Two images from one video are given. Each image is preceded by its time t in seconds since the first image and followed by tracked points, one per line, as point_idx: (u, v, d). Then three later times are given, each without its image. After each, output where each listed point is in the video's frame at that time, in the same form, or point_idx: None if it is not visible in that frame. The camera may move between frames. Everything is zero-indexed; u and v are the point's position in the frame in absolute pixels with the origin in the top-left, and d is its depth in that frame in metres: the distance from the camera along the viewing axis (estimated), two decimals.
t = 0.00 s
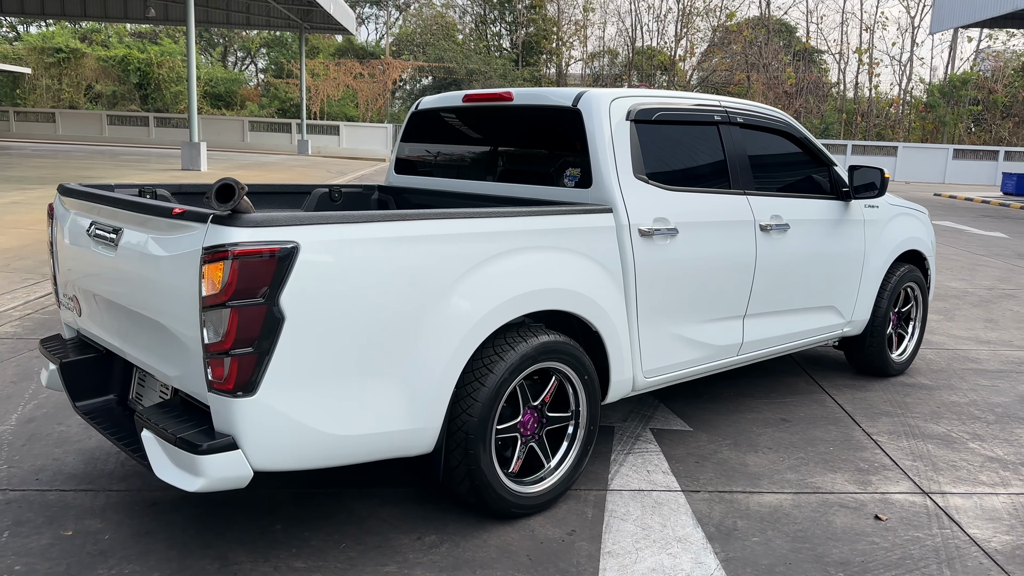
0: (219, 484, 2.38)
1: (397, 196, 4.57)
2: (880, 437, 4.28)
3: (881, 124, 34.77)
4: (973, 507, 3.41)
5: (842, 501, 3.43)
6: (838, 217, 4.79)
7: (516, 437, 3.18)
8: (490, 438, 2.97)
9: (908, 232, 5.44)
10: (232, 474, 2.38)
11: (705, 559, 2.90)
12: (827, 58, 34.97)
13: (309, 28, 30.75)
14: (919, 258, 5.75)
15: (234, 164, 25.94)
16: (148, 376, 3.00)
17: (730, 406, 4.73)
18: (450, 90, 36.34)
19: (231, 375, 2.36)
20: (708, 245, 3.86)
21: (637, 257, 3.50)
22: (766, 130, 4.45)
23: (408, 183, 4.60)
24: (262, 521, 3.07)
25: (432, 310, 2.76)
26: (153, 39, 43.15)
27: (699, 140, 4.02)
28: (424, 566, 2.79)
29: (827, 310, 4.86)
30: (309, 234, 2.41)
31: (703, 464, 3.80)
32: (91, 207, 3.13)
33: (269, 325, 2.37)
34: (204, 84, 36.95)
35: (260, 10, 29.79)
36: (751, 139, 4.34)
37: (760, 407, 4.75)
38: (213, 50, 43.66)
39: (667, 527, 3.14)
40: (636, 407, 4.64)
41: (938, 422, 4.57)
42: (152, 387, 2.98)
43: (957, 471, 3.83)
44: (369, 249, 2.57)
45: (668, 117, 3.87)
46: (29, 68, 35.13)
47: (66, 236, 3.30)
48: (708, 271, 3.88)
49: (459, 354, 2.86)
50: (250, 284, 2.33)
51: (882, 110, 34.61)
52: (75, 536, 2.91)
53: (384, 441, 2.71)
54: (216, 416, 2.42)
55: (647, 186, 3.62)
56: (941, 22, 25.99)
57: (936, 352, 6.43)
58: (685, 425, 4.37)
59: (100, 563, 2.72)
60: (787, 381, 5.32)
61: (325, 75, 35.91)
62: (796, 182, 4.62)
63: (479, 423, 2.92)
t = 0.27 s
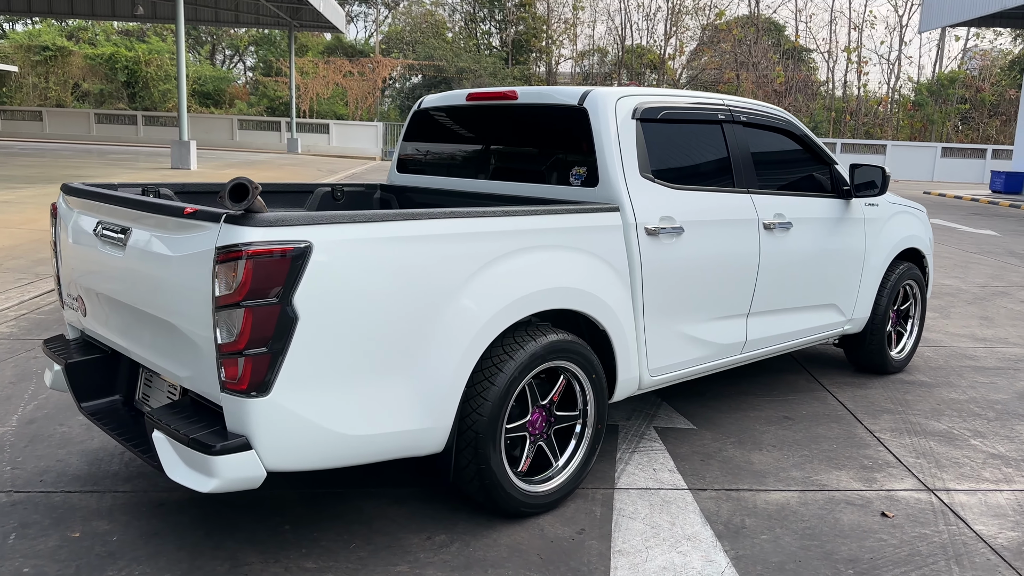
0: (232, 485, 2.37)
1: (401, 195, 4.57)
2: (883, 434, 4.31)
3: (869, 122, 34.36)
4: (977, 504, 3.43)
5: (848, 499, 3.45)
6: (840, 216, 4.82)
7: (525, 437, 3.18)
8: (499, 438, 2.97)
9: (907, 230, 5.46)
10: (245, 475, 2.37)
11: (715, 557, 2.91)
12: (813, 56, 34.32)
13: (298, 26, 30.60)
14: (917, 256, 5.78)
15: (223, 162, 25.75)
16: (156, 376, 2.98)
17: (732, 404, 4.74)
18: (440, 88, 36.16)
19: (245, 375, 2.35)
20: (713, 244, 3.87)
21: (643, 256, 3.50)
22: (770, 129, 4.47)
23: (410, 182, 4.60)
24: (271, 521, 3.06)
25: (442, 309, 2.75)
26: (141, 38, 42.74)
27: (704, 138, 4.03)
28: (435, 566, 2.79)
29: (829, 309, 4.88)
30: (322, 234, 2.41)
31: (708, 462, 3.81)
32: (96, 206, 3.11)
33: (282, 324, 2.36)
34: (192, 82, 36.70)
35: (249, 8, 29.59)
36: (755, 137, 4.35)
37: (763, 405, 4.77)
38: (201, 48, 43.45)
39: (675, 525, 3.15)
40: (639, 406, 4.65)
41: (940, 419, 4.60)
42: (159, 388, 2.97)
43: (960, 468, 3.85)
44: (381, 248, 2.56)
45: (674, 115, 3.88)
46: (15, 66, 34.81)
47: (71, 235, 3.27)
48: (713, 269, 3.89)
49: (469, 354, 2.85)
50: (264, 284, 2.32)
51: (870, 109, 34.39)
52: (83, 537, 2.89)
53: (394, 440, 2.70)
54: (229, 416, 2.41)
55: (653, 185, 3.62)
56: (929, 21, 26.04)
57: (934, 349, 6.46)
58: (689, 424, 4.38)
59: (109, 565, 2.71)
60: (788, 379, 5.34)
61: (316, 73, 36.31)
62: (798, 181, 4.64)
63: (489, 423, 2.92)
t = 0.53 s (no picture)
0: (247, 481, 2.39)
1: (406, 192, 4.59)
2: (883, 428, 4.35)
3: (859, 119, 34.64)
4: (979, 496, 3.47)
5: (852, 492, 3.49)
6: (840, 212, 4.85)
7: (533, 433, 3.21)
8: (509, 434, 2.99)
9: (905, 226, 5.51)
10: (260, 472, 2.39)
11: (724, 551, 2.94)
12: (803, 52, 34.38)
13: (288, 23, 30.51)
14: (915, 252, 5.83)
15: (213, 160, 25.63)
16: (164, 375, 2.99)
17: (734, 400, 4.77)
18: (431, 85, 36.05)
19: (261, 373, 2.37)
20: (716, 240, 3.90)
21: (649, 253, 3.53)
22: (771, 126, 4.51)
23: (415, 180, 4.62)
24: (283, 518, 3.07)
25: (453, 307, 2.76)
26: (128, 35, 42.38)
27: (707, 135, 4.06)
28: (448, 561, 2.81)
29: (829, 305, 4.91)
30: (336, 232, 2.42)
31: (713, 457, 3.84)
32: (105, 205, 3.11)
33: (297, 322, 2.37)
34: (181, 79, 36.52)
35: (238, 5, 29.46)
36: (756, 134, 4.38)
37: (764, 400, 4.81)
38: (190, 46, 43.15)
39: (683, 519, 3.18)
40: (642, 402, 4.68)
41: (939, 413, 4.65)
42: (169, 386, 2.98)
43: (961, 461, 3.90)
44: (394, 245, 2.58)
45: (678, 113, 3.91)
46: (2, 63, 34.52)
47: (78, 233, 3.27)
48: (716, 266, 3.92)
49: (480, 351, 2.87)
50: (280, 281, 2.34)
51: (859, 105, 34.46)
52: (95, 536, 2.90)
53: (407, 436, 2.71)
54: (244, 415, 2.43)
55: (658, 182, 3.65)
56: (918, 17, 26.15)
57: (930, 344, 6.52)
58: (692, 419, 4.41)
59: (123, 562, 2.72)
60: (788, 375, 5.38)
61: (305, 70, 35.91)
62: (799, 178, 4.68)
63: (499, 419, 2.94)
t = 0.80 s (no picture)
0: (263, 474, 2.42)
1: (410, 188, 4.63)
2: (883, 420, 4.41)
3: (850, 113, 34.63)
4: (979, 486, 3.53)
5: (855, 483, 3.53)
6: (838, 206, 4.90)
7: (541, 426, 3.24)
8: (517, 428, 3.03)
9: (902, 220, 5.56)
10: (276, 466, 2.43)
11: (730, 541, 2.98)
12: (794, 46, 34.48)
13: (279, 19, 30.43)
14: (912, 245, 5.88)
15: (206, 157, 25.59)
16: (175, 371, 3.01)
17: (734, 393, 4.82)
18: (423, 81, 35.95)
19: (277, 367, 2.40)
20: (719, 235, 3.94)
21: (652, 248, 3.56)
22: (771, 121, 4.55)
23: (419, 176, 4.67)
24: (294, 512, 3.10)
25: (463, 301, 2.79)
26: (118, 31, 42.15)
27: (709, 130, 4.10)
28: (459, 553, 2.84)
29: (828, 299, 4.96)
30: (349, 228, 2.45)
31: (716, 449, 3.89)
32: (114, 203, 3.13)
33: (311, 317, 2.41)
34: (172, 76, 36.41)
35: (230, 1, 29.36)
36: (757, 129, 4.42)
37: (764, 393, 4.86)
38: (181, 42, 42.93)
39: (689, 510, 3.22)
40: (644, 396, 4.72)
41: (937, 405, 4.71)
42: (179, 382, 3.00)
43: (960, 451, 3.96)
44: (405, 240, 2.60)
45: (680, 109, 3.94)
46: None
47: (86, 231, 3.29)
48: (719, 260, 3.96)
49: (489, 345, 2.90)
50: (294, 277, 2.37)
51: (850, 100, 34.55)
52: (108, 530, 2.92)
53: (418, 429, 2.74)
54: (259, 409, 2.47)
55: (661, 178, 3.69)
56: (909, 11, 26.21)
57: (926, 337, 6.58)
58: (694, 412, 4.45)
59: (137, 556, 2.75)
60: (788, 368, 5.42)
61: (296, 66, 35.64)
62: (798, 172, 4.72)
63: (508, 413, 2.97)
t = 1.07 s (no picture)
0: (272, 469, 2.46)
1: (410, 185, 4.65)
2: (880, 413, 4.45)
3: (844, 108, 34.66)
4: (976, 476, 3.58)
5: (854, 475, 3.58)
6: (835, 201, 4.94)
7: (544, 420, 3.28)
8: (521, 423, 3.06)
9: (898, 216, 5.60)
10: (285, 460, 2.46)
11: (732, 532, 3.02)
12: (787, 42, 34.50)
13: (273, 15, 30.34)
14: (908, 240, 5.92)
15: (201, 154, 25.51)
16: (181, 367, 3.03)
17: (733, 388, 4.86)
18: (416, 76, 35.82)
19: (286, 363, 2.43)
20: (718, 230, 3.97)
21: (654, 243, 3.59)
22: (769, 117, 4.58)
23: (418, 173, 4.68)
24: (301, 507, 3.13)
25: (468, 297, 2.82)
26: (110, 28, 41.93)
27: (707, 126, 4.12)
28: (465, 546, 2.88)
29: (825, 293, 5.01)
30: (356, 226, 2.48)
31: (716, 443, 3.93)
32: (118, 200, 3.14)
33: (320, 314, 2.44)
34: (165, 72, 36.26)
35: None
36: (755, 125, 4.45)
37: (762, 387, 4.90)
38: (173, 38, 42.67)
39: (691, 502, 3.26)
40: (643, 390, 4.76)
41: (934, 398, 4.76)
42: (185, 378, 3.02)
43: (957, 443, 4.00)
44: (411, 239, 2.63)
45: (680, 105, 3.97)
46: None
47: (90, 228, 3.30)
48: (718, 255, 3.99)
49: (493, 341, 2.93)
50: (302, 274, 2.40)
51: (844, 95, 34.56)
52: (116, 526, 2.94)
53: (425, 424, 2.78)
54: (269, 405, 2.50)
55: (662, 174, 3.72)
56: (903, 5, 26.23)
57: (922, 331, 6.64)
58: (693, 406, 4.50)
59: (146, 552, 2.78)
60: (786, 362, 5.47)
61: (289, 62, 35.58)
62: (795, 168, 4.75)
63: (513, 408, 3.01)
